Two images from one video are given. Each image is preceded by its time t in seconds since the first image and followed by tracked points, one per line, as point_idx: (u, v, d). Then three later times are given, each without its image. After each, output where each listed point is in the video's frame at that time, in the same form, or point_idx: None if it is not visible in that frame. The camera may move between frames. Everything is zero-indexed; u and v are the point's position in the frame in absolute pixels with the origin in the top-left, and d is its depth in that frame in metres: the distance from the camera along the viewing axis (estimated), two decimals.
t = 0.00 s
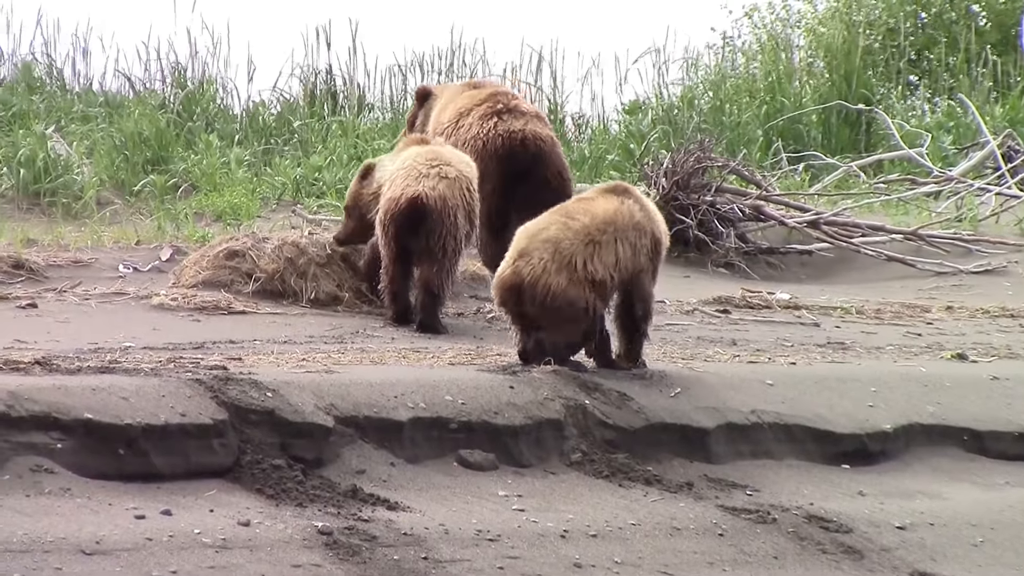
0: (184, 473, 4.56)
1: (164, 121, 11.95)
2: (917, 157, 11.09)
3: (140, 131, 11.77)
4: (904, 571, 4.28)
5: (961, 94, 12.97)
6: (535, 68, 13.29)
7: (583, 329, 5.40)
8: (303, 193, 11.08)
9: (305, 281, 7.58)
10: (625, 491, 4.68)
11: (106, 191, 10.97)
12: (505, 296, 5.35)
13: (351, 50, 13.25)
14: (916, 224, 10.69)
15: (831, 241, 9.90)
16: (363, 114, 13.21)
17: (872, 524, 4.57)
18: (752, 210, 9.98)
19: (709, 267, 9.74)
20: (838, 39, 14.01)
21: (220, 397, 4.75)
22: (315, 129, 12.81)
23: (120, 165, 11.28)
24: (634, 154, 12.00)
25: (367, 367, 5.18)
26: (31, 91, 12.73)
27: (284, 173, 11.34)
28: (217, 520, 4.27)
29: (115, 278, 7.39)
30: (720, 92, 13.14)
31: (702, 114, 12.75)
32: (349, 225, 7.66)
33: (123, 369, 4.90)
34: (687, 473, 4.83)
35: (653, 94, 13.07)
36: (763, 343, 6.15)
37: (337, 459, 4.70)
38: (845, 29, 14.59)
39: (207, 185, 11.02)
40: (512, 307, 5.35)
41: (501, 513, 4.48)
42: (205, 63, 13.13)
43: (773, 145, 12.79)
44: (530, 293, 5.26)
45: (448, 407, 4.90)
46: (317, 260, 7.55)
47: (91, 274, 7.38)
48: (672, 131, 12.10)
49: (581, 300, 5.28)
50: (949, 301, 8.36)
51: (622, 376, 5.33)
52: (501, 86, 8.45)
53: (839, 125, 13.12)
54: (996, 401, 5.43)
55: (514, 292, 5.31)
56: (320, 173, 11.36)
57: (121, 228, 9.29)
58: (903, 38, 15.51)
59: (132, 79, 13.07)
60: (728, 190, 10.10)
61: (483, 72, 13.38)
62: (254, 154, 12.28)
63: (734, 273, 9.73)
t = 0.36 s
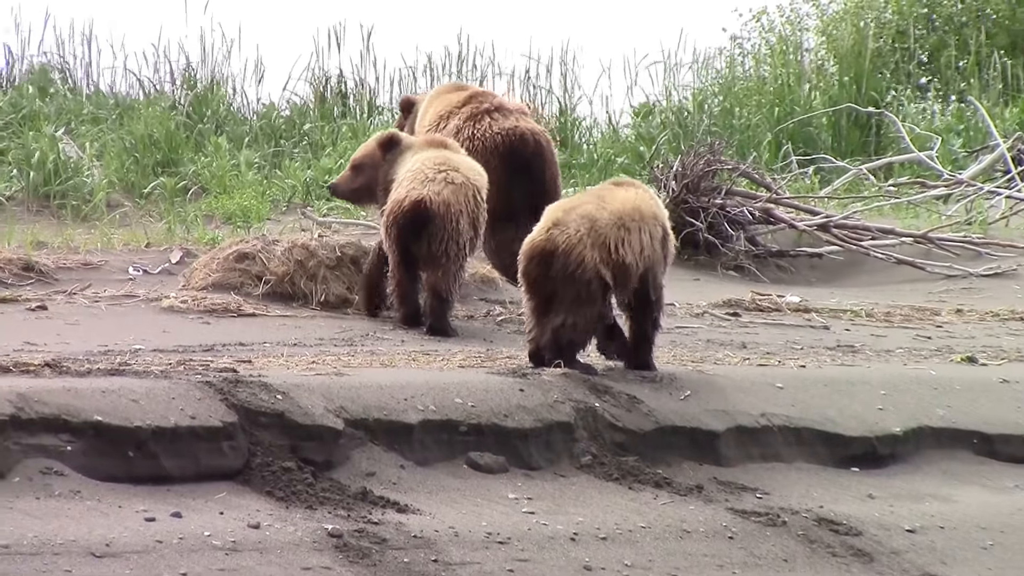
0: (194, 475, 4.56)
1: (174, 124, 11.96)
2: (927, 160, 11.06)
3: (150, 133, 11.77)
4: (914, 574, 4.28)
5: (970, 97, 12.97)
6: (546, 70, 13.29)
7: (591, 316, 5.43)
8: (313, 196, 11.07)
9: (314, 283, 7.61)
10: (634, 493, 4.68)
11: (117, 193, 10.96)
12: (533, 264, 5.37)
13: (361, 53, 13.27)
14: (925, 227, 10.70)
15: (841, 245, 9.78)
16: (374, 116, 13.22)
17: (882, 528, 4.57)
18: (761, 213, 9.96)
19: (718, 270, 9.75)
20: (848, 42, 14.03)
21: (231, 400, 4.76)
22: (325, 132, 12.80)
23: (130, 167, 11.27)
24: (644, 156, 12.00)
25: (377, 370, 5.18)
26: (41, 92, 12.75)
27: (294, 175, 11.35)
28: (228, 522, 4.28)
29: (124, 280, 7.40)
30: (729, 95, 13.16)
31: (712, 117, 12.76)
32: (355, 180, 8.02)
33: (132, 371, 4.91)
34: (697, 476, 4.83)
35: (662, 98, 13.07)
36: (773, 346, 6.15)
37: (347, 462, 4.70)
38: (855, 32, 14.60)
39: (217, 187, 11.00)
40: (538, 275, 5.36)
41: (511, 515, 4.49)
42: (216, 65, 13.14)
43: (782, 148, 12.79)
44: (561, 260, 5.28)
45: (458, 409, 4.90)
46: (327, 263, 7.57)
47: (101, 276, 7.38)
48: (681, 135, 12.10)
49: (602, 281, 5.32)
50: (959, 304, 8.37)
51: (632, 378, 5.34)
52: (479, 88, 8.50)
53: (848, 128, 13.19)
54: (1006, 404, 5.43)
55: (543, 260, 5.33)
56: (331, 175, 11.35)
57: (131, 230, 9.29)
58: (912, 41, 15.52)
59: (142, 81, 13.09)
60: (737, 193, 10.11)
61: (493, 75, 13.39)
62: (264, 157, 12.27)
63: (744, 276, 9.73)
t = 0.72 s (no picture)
0: (201, 479, 4.56)
1: (182, 128, 11.97)
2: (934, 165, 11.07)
3: (158, 137, 11.78)
4: None
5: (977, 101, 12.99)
6: (553, 75, 13.30)
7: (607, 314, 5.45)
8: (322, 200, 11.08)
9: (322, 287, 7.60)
10: (642, 497, 4.68)
11: (125, 197, 10.97)
12: (559, 262, 5.34)
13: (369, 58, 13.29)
14: (933, 231, 10.73)
15: (849, 248, 9.75)
16: (382, 121, 13.24)
17: (889, 532, 4.57)
18: (769, 217, 9.98)
19: (726, 274, 9.73)
20: (856, 47, 14.04)
21: (238, 404, 4.76)
22: (334, 136, 12.79)
23: (138, 171, 11.27)
24: (652, 161, 12.00)
25: (385, 373, 5.18)
26: (49, 95, 12.77)
27: (302, 179, 11.36)
28: (235, 526, 4.27)
29: (132, 284, 7.40)
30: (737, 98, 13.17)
31: (720, 121, 12.76)
32: (348, 187, 7.96)
33: (140, 375, 4.91)
34: (705, 480, 4.83)
35: (670, 102, 13.07)
36: (780, 350, 6.15)
37: (355, 466, 4.70)
38: (863, 38, 14.62)
39: (226, 191, 11.01)
40: (565, 273, 5.33)
41: (519, 519, 4.48)
42: (224, 70, 13.15)
43: (790, 153, 12.79)
44: (594, 259, 5.27)
45: (465, 413, 4.90)
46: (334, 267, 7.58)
47: (109, 279, 7.38)
48: (689, 139, 12.11)
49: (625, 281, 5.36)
50: (966, 308, 8.37)
51: (640, 381, 5.33)
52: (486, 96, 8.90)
53: (856, 133, 13.12)
54: (1013, 408, 5.43)
55: (572, 258, 5.30)
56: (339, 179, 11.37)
57: (138, 233, 9.30)
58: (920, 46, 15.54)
59: (150, 86, 13.10)
60: (745, 197, 10.13)
61: (502, 80, 13.39)
62: (272, 161, 12.28)
63: (751, 281, 9.74)
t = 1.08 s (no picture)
0: (204, 481, 4.56)
1: (185, 131, 11.97)
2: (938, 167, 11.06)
3: (162, 139, 11.77)
4: None
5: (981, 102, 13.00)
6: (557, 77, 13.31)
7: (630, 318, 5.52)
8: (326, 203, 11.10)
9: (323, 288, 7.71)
10: (646, 499, 4.67)
11: (128, 199, 10.97)
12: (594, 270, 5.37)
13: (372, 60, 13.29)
14: (936, 232, 10.75)
15: (852, 250, 9.78)
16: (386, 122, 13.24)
17: (893, 533, 4.57)
18: (773, 219, 9.99)
19: (729, 276, 9.80)
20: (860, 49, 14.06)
21: (242, 406, 4.76)
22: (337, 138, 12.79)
23: (141, 174, 11.27)
24: (656, 163, 12.01)
25: (388, 375, 5.18)
26: (52, 99, 12.79)
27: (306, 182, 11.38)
28: (239, 529, 4.27)
29: (136, 286, 7.40)
30: (740, 100, 13.18)
31: (724, 122, 12.76)
32: (276, 188, 7.97)
33: (143, 378, 4.90)
34: (709, 482, 4.82)
35: (673, 104, 13.06)
36: (784, 352, 6.14)
37: (358, 468, 4.70)
38: (867, 40, 14.62)
39: (229, 194, 11.00)
40: (599, 283, 5.37)
41: (523, 521, 4.49)
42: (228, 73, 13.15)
43: (794, 154, 12.78)
44: (635, 273, 5.39)
45: (469, 415, 4.90)
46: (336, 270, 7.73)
47: (112, 282, 7.39)
48: (693, 140, 12.12)
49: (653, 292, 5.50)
50: (970, 310, 8.36)
51: (643, 383, 5.33)
52: (498, 96, 9.33)
53: (860, 134, 13.26)
54: (1017, 409, 5.42)
55: (613, 268, 5.37)
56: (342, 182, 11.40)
57: (142, 236, 9.30)
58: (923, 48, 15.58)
59: (154, 89, 13.10)
60: (748, 199, 10.12)
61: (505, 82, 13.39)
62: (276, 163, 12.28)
63: (755, 282, 9.81)
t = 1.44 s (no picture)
0: (209, 485, 4.56)
1: (191, 133, 11.96)
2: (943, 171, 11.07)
3: (167, 142, 11.76)
4: None
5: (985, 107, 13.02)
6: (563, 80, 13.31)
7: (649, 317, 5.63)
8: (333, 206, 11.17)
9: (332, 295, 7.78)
10: (650, 503, 4.68)
11: (133, 203, 10.95)
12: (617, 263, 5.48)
13: (378, 63, 13.28)
14: (942, 236, 10.76)
15: (857, 255, 9.87)
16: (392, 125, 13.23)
17: (897, 538, 4.57)
18: (778, 223, 10.07)
19: (734, 280, 9.76)
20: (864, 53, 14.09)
21: (247, 409, 4.76)
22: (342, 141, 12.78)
23: (146, 177, 11.27)
24: (661, 166, 12.02)
25: (394, 379, 5.18)
26: (57, 102, 12.79)
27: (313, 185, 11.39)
28: (244, 532, 4.27)
29: (140, 290, 7.43)
30: (746, 104, 13.18)
31: (729, 126, 12.77)
32: (207, 189, 8.14)
33: (149, 381, 4.90)
34: (714, 485, 4.82)
35: (678, 107, 13.05)
36: (790, 355, 6.15)
37: (363, 471, 4.70)
38: (872, 44, 14.63)
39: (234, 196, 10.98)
40: (621, 276, 5.48)
41: (528, 525, 4.49)
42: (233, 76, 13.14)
43: (799, 158, 12.78)
44: (657, 265, 5.46)
45: (474, 419, 4.89)
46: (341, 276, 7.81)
47: (118, 285, 7.42)
48: (699, 144, 12.13)
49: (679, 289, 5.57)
50: (975, 314, 8.37)
51: (648, 387, 5.33)
52: (486, 101, 9.43)
53: (865, 137, 13.18)
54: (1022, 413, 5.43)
55: (635, 264, 5.45)
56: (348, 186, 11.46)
57: (147, 238, 9.31)
58: (929, 51, 15.60)
59: (159, 92, 13.08)
60: (754, 203, 10.19)
61: (511, 84, 13.38)
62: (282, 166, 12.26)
63: (760, 286, 9.76)
